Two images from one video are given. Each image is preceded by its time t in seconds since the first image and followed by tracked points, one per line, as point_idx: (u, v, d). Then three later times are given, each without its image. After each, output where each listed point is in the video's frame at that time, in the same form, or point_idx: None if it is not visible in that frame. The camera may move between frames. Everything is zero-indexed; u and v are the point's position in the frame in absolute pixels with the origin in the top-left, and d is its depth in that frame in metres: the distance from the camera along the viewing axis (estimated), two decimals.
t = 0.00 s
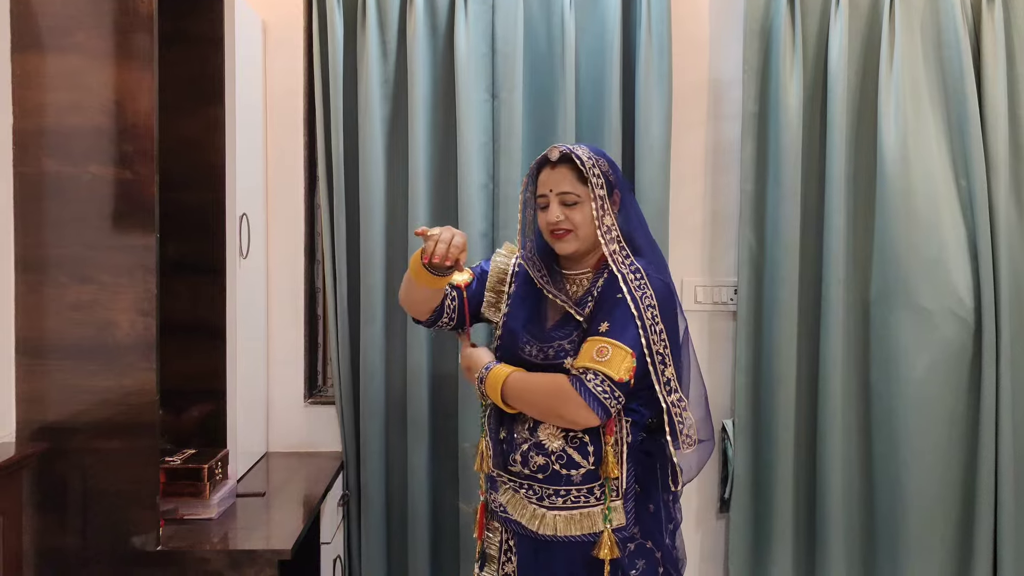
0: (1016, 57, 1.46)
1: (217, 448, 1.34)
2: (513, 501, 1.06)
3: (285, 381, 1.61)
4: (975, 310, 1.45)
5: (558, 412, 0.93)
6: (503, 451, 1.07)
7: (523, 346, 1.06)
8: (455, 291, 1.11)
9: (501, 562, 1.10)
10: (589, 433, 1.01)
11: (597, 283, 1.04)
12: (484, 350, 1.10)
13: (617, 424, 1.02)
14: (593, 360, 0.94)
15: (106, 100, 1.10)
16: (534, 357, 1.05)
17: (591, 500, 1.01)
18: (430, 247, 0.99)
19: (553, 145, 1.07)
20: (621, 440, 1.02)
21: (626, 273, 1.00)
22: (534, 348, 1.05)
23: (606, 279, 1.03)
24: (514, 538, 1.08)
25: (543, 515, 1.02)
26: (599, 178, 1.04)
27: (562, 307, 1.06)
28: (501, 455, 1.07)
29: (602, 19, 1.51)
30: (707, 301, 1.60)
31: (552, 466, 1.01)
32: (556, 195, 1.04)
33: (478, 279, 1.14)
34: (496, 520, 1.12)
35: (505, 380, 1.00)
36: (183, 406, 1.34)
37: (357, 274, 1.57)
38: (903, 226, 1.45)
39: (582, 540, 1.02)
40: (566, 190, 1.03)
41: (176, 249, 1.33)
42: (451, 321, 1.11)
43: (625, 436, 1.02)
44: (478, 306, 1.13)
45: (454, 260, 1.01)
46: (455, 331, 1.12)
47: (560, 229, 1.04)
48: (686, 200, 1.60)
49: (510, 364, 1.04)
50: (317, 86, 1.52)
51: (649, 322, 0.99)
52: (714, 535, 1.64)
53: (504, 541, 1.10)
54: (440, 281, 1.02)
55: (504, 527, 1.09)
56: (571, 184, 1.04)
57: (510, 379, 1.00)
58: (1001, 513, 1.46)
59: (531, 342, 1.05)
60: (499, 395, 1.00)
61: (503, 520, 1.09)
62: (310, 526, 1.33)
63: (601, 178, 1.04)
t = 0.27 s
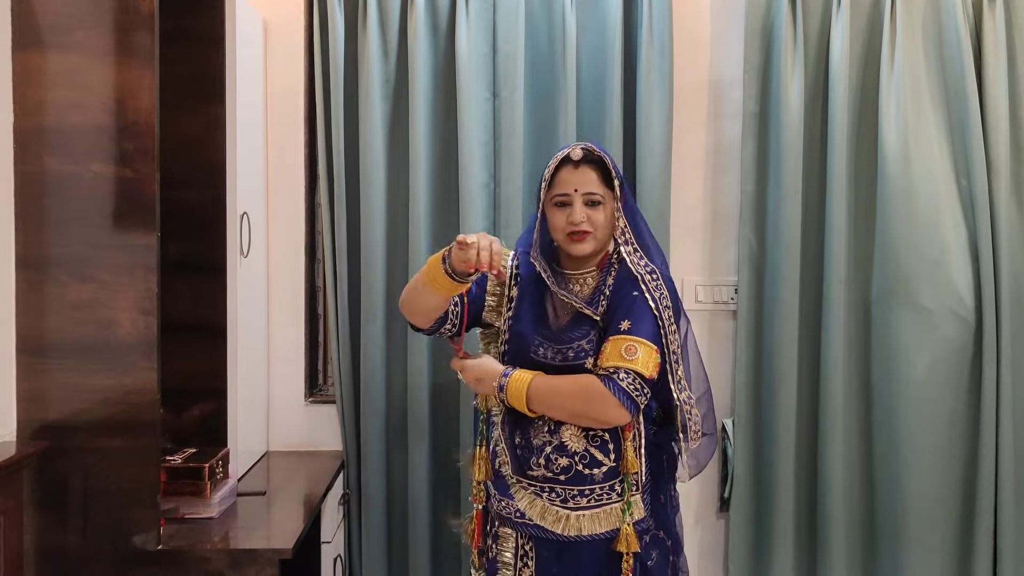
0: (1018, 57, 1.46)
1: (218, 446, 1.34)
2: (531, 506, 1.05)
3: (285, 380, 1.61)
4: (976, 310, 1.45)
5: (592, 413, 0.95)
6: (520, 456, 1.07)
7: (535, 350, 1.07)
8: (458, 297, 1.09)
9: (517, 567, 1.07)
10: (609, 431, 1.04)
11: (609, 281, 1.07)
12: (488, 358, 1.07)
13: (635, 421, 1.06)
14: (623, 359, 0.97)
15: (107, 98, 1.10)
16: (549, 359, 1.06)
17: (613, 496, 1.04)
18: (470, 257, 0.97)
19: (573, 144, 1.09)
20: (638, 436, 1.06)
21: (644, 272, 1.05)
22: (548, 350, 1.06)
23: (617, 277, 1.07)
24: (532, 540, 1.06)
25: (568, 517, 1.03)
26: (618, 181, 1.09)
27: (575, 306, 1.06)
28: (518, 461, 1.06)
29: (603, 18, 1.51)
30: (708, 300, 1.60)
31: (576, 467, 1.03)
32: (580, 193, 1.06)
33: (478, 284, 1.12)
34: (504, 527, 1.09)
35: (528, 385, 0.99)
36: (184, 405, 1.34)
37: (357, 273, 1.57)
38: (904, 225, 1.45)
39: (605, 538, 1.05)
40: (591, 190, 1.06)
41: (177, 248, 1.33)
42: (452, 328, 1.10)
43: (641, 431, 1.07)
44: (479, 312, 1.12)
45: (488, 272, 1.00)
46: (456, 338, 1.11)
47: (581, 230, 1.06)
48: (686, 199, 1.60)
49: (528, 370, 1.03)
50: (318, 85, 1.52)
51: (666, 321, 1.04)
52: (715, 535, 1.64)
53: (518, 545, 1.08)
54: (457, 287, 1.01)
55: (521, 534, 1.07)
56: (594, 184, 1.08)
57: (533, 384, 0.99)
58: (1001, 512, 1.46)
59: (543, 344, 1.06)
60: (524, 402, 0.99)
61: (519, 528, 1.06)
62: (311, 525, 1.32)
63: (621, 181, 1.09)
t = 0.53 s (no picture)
0: (1014, 56, 1.46)
1: (214, 444, 1.34)
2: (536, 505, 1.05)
3: (282, 377, 1.61)
4: (972, 308, 1.45)
5: (603, 408, 0.96)
6: (526, 453, 1.07)
7: (542, 346, 1.08)
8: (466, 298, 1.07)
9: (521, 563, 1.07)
10: (613, 428, 1.06)
11: (614, 277, 1.09)
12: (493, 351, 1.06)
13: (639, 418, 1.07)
14: (635, 355, 0.99)
15: (102, 94, 1.09)
16: (556, 355, 1.07)
17: (617, 493, 1.05)
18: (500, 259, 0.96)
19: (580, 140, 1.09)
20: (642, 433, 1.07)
21: (652, 270, 1.08)
22: (555, 346, 1.07)
23: (623, 275, 1.08)
24: (534, 539, 1.07)
25: (573, 514, 1.03)
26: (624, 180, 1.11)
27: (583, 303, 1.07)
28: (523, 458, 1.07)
29: (601, 15, 1.51)
30: (704, 298, 1.60)
31: (581, 463, 1.03)
32: (589, 190, 1.07)
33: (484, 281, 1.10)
34: (507, 526, 1.08)
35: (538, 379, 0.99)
36: (180, 402, 1.34)
37: (354, 271, 1.57)
38: (900, 223, 1.45)
39: (609, 535, 1.05)
40: (600, 187, 1.08)
41: (173, 245, 1.32)
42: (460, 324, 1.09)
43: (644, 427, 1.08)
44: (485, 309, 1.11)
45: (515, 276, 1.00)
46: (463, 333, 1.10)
47: (589, 227, 1.07)
48: (682, 196, 1.60)
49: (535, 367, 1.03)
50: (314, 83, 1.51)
51: (672, 319, 1.06)
52: (711, 532, 1.65)
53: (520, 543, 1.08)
54: (477, 287, 1.01)
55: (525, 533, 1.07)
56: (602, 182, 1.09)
57: (544, 378, 0.99)
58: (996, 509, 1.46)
59: (550, 341, 1.08)
60: (535, 395, 0.99)
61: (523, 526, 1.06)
62: (308, 522, 1.32)
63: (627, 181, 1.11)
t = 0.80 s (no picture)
0: (1006, 53, 1.47)
1: (209, 440, 1.34)
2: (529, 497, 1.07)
3: (277, 374, 1.61)
4: (965, 304, 1.46)
5: (591, 400, 0.97)
6: (520, 447, 1.09)
7: (539, 341, 1.09)
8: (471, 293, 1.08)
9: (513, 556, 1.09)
10: (607, 424, 1.06)
11: (614, 274, 1.08)
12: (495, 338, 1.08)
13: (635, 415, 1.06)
14: (625, 350, 0.99)
15: (96, 91, 1.09)
16: (552, 350, 1.08)
17: (611, 490, 1.05)
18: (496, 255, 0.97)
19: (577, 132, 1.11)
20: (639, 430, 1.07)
21: (650, 264, 1.06)
22: (551, 341, 1.08)
23: (624, 271, 1.08)
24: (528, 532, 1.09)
25: (565, 509, 1.04)
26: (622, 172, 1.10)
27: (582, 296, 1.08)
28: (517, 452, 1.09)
29: (596, 13, 1.51)
30: (699, 295, 1.61)
31: (572, 459, 1.04)
32: (583, 181, 1.08)
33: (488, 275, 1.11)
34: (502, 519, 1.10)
35: (529, 367, 1.00)
36: (175, 399, 1.34)
37: (349, 268, 1.57)
38: (893, 220, 1.46)
39: (603, 532, 1.05)
40: (593, 177, 1.08)
41: (168, 242, 1.32)
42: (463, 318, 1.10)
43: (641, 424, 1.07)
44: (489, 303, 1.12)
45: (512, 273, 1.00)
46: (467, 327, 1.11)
47: (580, 215, 1.07)
48: (677, 194, 1.61)
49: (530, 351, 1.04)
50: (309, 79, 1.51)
51: (670, 315, 1.05)
52: (706, 527, 1.65)
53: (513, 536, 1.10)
54: (476, 283, 1.02)
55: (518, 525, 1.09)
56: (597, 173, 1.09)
57: (535, 366, 1.00)
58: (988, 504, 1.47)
59: (547, 335, 1.08)
60: (524, 383, 1.00)
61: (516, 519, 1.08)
62: (303, 518, 1.33)
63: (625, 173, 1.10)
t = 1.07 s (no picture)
0: (1001, 48, 1.47)
1: (206, 437, 1.34)
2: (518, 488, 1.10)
3: (274, 371, 1.61)
4: (959, 299, 1.47)
5: (567, 403, 0.97)
6: (509, 438, 1.11)
7: (534, 337, 1.08)
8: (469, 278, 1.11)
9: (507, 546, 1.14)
10: (596, 424, 1.04)
11: (609, 274, 1.07)
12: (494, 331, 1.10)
13: (625, 416, 1.04)
14: (605, 353, 0.97)
15: (93, 87, 1.08)
16: (545, 347, 1.08)
17: (597, 490, 1.04)
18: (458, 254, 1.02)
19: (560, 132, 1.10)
20: (629, 432, 1.04)
21: (636, 262, 1.02)
22: (545, 338, 1.07)
23: (619, 270, 1.05)
24: (519, 523, 1.12)
25: (547, 503, 1.06)
26: (607, 165, 1.05)
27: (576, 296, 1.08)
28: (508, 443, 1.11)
29: (592, 8, 1.51)
30: (695, 290, 1.61)
31: (557, 455, 1.04)
32: (561, 179, 1.06)
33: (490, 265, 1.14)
34: (499, 507, 1.16)
35: (515, 366, 1.01)
36: (172, 395, 1.33)
37: (346, 264, 1.57)
38: (889, 215, 1.46)
39: (587, 530, 1.05)
40: (570, 176, 1.06)
41: (165, 239, 1.32)
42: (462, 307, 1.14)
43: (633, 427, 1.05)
44: (490, 293, 1.15)
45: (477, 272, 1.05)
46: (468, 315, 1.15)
47: (560, 214, 1.06)
48: (673, 189, 1.61)
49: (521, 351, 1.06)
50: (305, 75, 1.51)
51: (660, 311, 1.01)
52: (702, 523, 1.66)
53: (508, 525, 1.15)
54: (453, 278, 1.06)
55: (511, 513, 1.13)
56: (577, 170, 1.06)
57: (522, 366, 1.01)
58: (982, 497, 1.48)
59: (542, 331, 1.08)
60: (510, 381, 1.02)
61: (510, 508, 1.13)
62: (301, 514, 1.33)
63: (608, 165, 1.05)
